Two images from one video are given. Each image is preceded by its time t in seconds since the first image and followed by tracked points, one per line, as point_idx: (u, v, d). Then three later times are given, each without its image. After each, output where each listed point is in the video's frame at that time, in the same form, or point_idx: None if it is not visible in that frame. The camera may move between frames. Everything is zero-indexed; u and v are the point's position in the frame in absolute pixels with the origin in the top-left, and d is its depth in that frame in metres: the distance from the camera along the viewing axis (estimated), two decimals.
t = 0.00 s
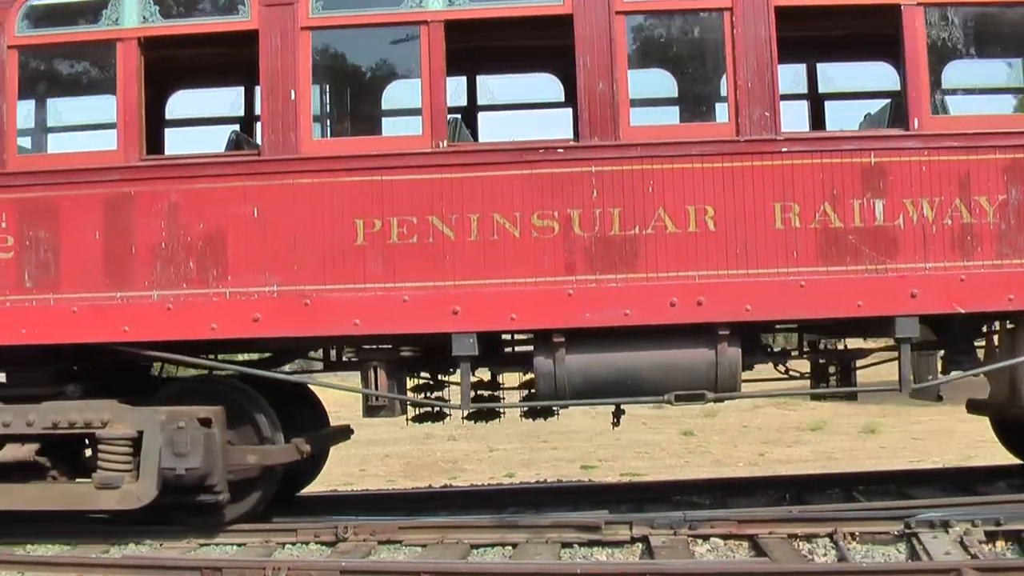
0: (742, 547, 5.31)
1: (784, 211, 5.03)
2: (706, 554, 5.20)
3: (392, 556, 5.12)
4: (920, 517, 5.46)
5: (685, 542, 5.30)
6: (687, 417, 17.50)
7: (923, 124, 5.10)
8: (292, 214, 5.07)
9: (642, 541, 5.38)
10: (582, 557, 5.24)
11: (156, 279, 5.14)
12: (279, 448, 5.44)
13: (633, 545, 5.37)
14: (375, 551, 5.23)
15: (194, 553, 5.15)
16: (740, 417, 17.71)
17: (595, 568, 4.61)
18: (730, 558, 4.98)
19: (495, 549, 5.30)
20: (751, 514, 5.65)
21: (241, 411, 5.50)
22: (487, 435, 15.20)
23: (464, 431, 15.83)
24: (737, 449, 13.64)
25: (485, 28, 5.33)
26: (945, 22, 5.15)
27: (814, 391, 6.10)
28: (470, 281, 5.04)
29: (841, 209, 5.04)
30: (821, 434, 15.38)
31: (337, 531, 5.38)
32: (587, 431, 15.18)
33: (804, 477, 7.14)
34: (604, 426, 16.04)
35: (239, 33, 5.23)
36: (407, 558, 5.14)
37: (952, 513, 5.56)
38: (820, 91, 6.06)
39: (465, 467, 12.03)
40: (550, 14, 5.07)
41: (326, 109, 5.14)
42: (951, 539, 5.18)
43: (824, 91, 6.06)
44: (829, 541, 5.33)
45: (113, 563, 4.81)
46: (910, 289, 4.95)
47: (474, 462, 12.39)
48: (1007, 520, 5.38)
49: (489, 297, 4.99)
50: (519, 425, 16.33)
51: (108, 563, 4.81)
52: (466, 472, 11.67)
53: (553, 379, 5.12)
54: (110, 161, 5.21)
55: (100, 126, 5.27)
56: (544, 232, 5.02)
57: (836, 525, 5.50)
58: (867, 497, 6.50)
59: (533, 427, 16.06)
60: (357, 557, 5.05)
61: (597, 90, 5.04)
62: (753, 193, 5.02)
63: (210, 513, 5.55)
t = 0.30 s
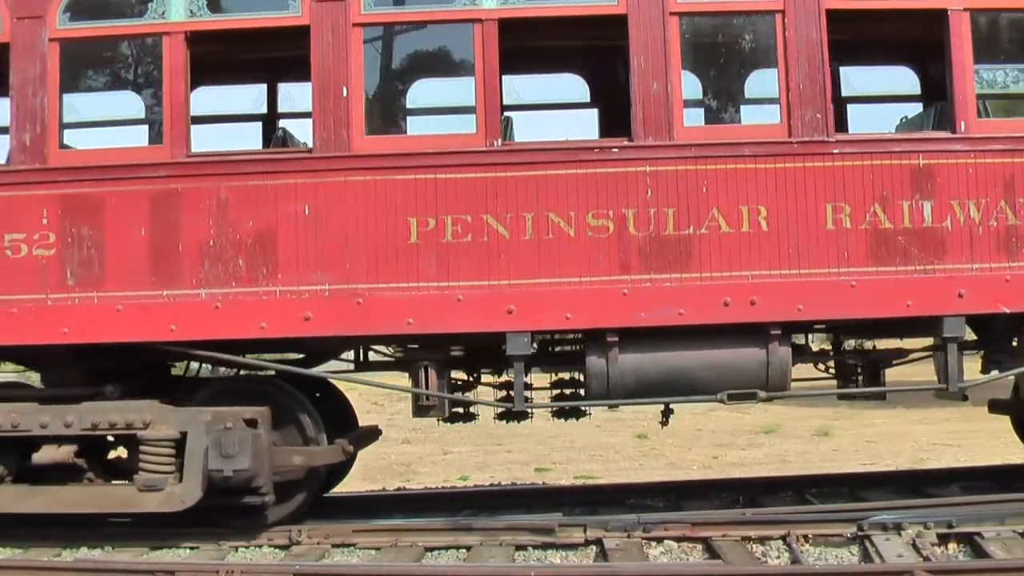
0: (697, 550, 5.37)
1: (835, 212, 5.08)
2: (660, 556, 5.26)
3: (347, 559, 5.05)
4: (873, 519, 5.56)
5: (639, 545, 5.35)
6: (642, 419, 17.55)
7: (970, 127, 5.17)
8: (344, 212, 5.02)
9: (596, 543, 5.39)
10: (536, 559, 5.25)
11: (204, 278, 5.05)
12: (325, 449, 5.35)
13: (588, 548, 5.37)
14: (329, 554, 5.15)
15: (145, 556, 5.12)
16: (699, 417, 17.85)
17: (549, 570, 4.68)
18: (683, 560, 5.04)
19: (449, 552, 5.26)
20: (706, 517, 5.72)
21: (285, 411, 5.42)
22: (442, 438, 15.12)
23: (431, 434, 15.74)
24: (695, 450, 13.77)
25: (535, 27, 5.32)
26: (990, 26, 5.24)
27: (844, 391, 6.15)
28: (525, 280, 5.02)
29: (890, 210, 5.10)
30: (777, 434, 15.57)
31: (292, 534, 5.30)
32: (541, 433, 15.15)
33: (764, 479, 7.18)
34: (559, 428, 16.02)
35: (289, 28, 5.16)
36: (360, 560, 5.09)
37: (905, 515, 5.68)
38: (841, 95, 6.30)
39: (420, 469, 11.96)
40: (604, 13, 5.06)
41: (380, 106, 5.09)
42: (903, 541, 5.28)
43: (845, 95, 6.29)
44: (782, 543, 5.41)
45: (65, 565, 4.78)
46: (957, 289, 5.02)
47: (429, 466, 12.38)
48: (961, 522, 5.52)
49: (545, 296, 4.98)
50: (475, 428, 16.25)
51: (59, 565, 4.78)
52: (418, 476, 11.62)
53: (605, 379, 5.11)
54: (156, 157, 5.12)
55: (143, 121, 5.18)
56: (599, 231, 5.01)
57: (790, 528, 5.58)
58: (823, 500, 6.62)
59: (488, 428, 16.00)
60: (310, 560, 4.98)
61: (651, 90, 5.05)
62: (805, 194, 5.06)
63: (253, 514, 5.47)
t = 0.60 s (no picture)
0: (670, 550, 5.39)
1: (891, 211, 5.13)
2: (634, 557, 5.26)
3: (319, 560, 5.00)
4: (845, 520, 5.63)
5: (612, 545, 5.36)
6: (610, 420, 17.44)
7: (1021, 128, 5.27)
8: (406, 209, 4.99)
9: (570, 544, 5.38)
10: (510, 561, 5.22)
11: (263, 275, 5.00)
12: (383, 448, 5.31)
13: (562, 549, 5.37)
14: (302, 556, 5.10)
15: (117, 559, 5.07)
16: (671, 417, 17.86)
17: (524, 572, 4.67)
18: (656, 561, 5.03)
19: (423, 554, 5.22)
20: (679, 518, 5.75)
21: (340, 410, 5.38)
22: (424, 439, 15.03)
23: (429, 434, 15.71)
24: (667, 450, 13.78)
25: (589, 26, 5.33)
26: None
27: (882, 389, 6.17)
28: (586, 278, 5.02)
29: (945, 209, 5.16)
30: (745, 433, 15.62)
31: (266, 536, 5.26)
32: (510, 436, 15.05)
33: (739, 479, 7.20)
34: (529, 430, 15.94)
35: (347, 25, 5.12)
36: (333, 561, 5.03)
37: (877, 516, 5.74)
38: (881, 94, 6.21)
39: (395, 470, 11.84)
40: (663, 12, 5.06)
41: (441, 102, 5.07)
42: (875, 541, 5.35)
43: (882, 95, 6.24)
44: (755, 544, 5.45)
45: (35, 567, 4.71)
46: (1010, 288, 5.08)
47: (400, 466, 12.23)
48: (933, 522, 5.58)
49: (606, 294, 4.98)
50: (444, 430, 16.10)
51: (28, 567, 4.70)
52: (389, 480, 11.52)
53: (664, 376, 5.13)
54: (214, 154, 5.07)
55: (198, 117, 5.13)
56: (660, 229, 5.03)
57: (763, 528, 5.62)
58: (794, 501, 6.65)
59: (457, 431, 15.87)
60: (282, 561, 4.92)
61: (710, 89, 5.08)
62: (862, 193, 5.11)
63: (307, 514, 5.41)
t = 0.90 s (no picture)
0: (642, 553, 5.34)
1: (944, 211, 5.19)
2: (607, 559, 5.20)
3: (291, 563, 4.93)
4: (816, 522, 5.67)
5: (585, 548, 5.30)
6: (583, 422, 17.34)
7: None
8: (468, 208, 5.00)
9: (542, 547, 5.30)
10: (483, 563, 5.12)
11: (324, 274, 4.97)
12: (438, 447, 5.29)
13: (533, 551, 5.27)
14: (273, 558, 5.05)
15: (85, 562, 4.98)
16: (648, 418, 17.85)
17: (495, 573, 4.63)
18: (628, 564, 4.98)
19: (395, 557, 5.09)
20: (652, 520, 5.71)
21: (395, 409, 5.38)
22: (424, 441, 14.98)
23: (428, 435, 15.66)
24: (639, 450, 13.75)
25: (644, 27, 5.35)
26: None
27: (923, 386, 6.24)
28: (646, 277, 5.05)
29: (996, 210, 5.22)
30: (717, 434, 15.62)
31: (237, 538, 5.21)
32: (490, 437, 14.97)
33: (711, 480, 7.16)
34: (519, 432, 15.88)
35: (406, 23, 5.10)
36: (307, 565, 4.95)
37: (850, 517, 5.76)
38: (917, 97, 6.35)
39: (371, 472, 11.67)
40: (722, 13, 5.10)
41: (502, 100, 5.07)
42: (848, 543, 5.39)
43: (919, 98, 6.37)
44: (727, 546, 5.44)
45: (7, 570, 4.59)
46: None
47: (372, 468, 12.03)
48: (904, 524, 5.60)
49: (667, 293, 5.01)
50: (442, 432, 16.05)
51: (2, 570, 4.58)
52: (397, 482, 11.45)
53: (722, 375, 5.16)
54: (273, 152, 5.03)
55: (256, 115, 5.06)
56: (719, 229, 5.07)
57: (735, 530, 5.61)
58: (766, 502, 6.62)
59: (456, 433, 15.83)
60: (254, 564, 4.87)
61: (768, 91, 5.12)
62: (915, 195, 5.16)
63: (362, 514, 5.40)
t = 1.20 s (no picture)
0: (612, 553, 5.20)
1: (989, 211, 5.26)
2: (576, 560, 5.06)
3: (262, 564, 4.91)
4: (786, 521, 5.51)
5: (554, 548, 5.14)
6: (563, 423, 17.27)
7: None
8: (527, 206, 5.01)
9: (512, 547, 5.16)
10: (453, 564, 4.99)
11: (383, 271, 4.96)
12: (492, 444, 5.29)
13: (504, 551, 5.13)
14: (242, 560, 5.02)
15: (56, 563, 4.89)
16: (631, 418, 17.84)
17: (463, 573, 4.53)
18: (598, 564, 4.84)
19: (365, 557, 5.06)
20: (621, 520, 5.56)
21: (448, 407, 5.38)
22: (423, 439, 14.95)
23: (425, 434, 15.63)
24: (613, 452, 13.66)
25: (695, 28, 5.40)
26: None
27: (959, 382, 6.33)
28: (703, 275, 5.09)
29: None
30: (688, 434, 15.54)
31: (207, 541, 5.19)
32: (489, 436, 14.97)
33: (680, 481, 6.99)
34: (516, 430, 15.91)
35: (463, 21, 5.09)
36: (275, 565, 4.92)
37: (818, 517, 5.65)
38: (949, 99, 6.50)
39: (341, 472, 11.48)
40: (777, 15, 5.16)
41: (559, 98, 5.09)
42: (817, 542, 5.24)
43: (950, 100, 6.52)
44: (696, 545, 5.30)
45: None
46: None
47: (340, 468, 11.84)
48: (872, 523, 5.50)
49: (723, 291, 5.06)
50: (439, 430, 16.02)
51: None
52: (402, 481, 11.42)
53: (775, 371, 5.22)
54: (330, 148, 5.00)
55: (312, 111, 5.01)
56: (774, 227, 5.11)
57: (703, 531, 5.47)
58: (735, 501, 6.46)
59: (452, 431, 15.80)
60: (226, 565, 4.84)
61: (821, 91, 5.18)
62: (962, 195, 5.23)
63: (415, 511, 5.40)
